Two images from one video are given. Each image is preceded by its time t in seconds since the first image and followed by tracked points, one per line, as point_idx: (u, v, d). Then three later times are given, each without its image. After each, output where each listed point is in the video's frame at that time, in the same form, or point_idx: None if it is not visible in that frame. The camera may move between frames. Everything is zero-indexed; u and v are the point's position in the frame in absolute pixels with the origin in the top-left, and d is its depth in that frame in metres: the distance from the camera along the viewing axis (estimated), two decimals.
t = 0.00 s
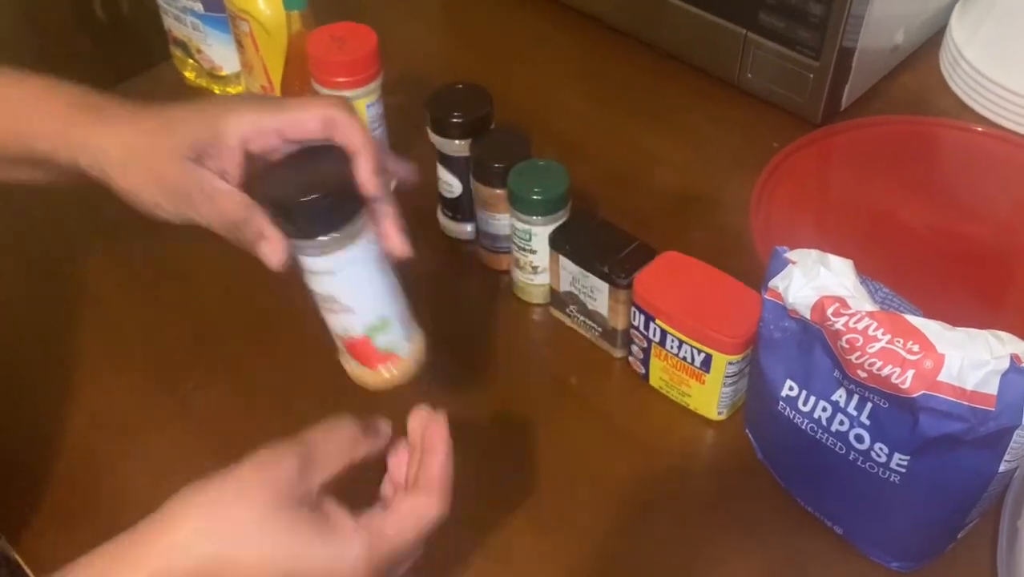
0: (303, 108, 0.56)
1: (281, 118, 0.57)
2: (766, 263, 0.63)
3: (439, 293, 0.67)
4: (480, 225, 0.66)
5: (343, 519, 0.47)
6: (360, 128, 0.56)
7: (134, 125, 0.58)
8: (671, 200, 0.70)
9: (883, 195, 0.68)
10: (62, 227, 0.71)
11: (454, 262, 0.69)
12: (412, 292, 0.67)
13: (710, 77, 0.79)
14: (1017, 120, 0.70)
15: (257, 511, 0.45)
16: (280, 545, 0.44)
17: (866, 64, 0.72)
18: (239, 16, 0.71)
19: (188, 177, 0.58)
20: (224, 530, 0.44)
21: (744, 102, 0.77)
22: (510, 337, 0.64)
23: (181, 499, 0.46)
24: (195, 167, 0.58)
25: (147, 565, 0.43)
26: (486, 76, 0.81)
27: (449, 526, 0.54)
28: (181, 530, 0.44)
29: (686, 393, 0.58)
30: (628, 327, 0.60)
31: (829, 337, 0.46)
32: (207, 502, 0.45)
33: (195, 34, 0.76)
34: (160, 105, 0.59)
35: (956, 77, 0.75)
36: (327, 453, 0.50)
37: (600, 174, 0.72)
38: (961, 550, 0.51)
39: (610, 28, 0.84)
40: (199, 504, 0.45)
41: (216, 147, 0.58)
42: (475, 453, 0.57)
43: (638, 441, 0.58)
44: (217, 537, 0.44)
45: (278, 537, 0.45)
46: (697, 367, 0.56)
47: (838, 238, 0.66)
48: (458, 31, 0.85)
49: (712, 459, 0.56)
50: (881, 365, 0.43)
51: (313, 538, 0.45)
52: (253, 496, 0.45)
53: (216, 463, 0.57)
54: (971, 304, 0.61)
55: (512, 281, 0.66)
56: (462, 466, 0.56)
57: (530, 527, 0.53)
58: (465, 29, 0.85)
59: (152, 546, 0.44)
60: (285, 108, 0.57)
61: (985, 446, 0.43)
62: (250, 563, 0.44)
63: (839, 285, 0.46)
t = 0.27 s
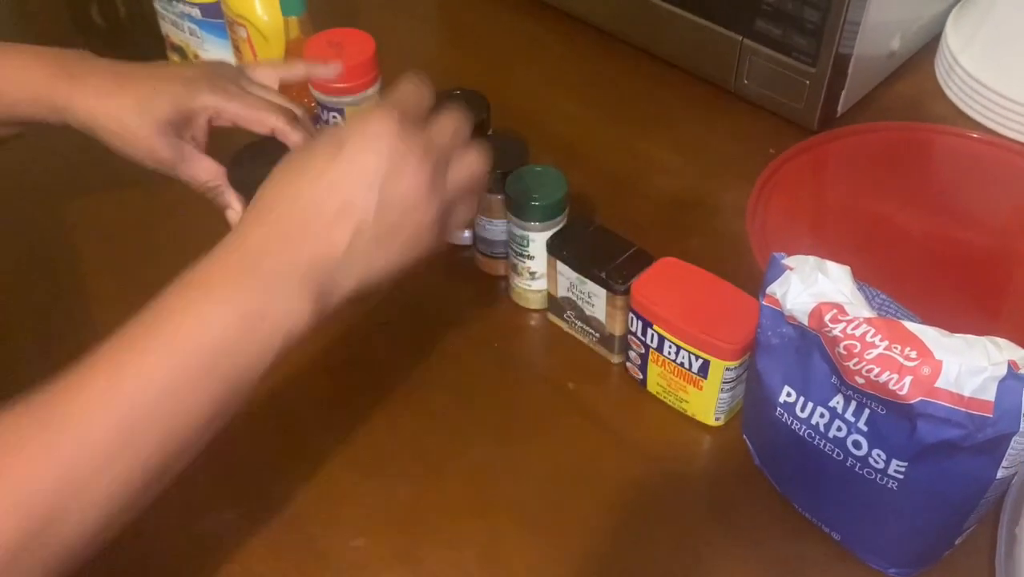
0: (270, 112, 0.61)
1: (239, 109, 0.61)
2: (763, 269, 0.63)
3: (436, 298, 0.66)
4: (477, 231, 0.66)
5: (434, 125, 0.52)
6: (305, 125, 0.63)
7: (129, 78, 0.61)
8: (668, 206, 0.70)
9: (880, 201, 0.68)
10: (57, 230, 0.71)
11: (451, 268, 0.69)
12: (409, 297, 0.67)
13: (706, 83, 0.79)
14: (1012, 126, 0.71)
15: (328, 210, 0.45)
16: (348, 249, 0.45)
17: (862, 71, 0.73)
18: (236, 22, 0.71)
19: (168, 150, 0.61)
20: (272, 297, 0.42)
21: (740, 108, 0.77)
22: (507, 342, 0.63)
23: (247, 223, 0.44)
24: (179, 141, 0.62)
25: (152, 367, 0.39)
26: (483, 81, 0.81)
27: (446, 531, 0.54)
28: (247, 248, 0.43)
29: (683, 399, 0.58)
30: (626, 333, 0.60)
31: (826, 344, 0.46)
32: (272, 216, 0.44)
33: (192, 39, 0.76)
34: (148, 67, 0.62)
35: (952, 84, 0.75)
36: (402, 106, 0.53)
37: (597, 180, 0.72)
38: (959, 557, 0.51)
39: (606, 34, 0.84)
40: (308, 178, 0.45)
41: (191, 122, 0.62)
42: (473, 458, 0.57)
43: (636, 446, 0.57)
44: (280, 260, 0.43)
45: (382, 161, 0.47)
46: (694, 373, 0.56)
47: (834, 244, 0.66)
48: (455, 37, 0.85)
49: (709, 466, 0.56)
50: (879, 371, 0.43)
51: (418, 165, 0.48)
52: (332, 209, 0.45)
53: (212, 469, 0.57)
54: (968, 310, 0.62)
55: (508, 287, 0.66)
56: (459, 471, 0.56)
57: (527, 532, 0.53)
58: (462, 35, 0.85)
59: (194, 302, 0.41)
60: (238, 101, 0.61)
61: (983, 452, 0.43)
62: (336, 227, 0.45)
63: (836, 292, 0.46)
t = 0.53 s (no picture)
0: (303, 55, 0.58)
1: (272, 59, 0.58)
2: (760, 275, 0.63)
3: (434, 303, 0.66)
4: (473, 237, 0.66)
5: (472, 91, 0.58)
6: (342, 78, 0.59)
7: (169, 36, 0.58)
8: (665, 211, 0.70)
9: (876, 207, 0.68)
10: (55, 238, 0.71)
11: (449, 274, 0.69)
12: (407, 302, 0.67)
13: (702, 89, 0.79)
14: (1007, 132, 0.71)
15: (340, 138, 0.47)
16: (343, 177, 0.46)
17: (857, 78, 0.73)
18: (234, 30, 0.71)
19: (202, 103, 0.57)
20: (253, 213, 0.42)
21: (737, 114, 0.77)
22: (504, 348, 0.63)
23: (271, 144, 0.45)
24: (214, 95, 0.57)
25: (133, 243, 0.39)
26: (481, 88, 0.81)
27: (443, 537, 0.53)
28: (246, 162, 0.44)
29: (680, 405, 0.58)
30: (622, 339, 0.60)
31: (823, 350, 0.46)
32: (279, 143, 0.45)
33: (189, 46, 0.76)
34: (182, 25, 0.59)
35: (947, 89, 0.75)
36: (462, 78, 0.59)
37: (594, 186, 0.72)
38: (956, 563, 0.51)
39: (602, 40, 0.85)
40: (345, 115, 0.48)
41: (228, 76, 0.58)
42: (470, 463, 0.57)
43: (632, 452, 0.57)
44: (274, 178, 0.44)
45: (440, 105, 0.55)
46: (691, 379, 0.56)
47: (831, 249, 0.66)
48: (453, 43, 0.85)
49: (706, 471, 0.56)
50: (876, 378, 0.43)
51: (461, 120, 0.55)
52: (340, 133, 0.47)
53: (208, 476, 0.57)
54: (964, 315, 0.62)
55: (505, 293, 0.66)
56: (456, 476, 0.56)
57: (524, 538, 0.53)
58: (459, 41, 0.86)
59: (191, 193, 0.41)
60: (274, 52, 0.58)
61: (980, 458, 0.43)
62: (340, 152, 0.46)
63: (833, 298, 0.46)
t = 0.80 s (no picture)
0: (369, 56, 0.66)
1: (342, 65, 0.65)
2: (757, 281, 0.63)
3: (431, 309, 0.66)
4: (470, 243, 0.66)
5: (474, 87, 0.57)
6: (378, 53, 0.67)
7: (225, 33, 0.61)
8: (663, 217, 0.70)
9: (873, 213, 0.68)
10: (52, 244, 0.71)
11: (446, 280, 0.68)
12: (404, 308, 0.66)
13: (699, 95, 0.79)
14: (1004, 138, 0.71)
15: (335, 156, 0.46)
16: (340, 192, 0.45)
17: (854, 84, 0.73)
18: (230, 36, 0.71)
19: (273, 100, 0.64)
20: (250, 229, 0.42)
21: (734, 119, 0.77)
22: (502, 354, 0.63)
23: (272, 160, 0.45)
24: (285, 91, 0.64)
25: (140, 259, 0.39)
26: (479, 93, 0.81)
27: (440, 544, 0.53)
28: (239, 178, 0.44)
29: (677, 412, 0.58)
30: (620, 345, 0.60)
31: (821, 357, 0.46)
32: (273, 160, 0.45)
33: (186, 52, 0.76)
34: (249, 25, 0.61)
35: (944, 95, 0.75)
36: (463, 73, 0.58)
37: (592, 192, 0.72)
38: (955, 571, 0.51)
39: (599, 46, 0.85)
40: (342, 128, 0.48)
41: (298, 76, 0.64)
42: (467, 469, 0.57)
43: (629, 459, 0.57)
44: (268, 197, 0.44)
45: (437, 109, 0.54)
46: (688, 386, 0.56)
47: (828, 255, 0.66)
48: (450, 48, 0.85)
49: (704, 478, 0.56)
50: (874, 385, 0.43)
51: (461, 121, 0.54)
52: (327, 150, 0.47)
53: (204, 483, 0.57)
54: (962, 321, 0.61)
55: (502, 299, 0.66)
56: (453, 483, 0.56)
57: (521, 546, 0.53)
58: (457, 47, 0.86)
59: (191, 212, 0.41)
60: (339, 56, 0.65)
61: (979, 466, 0.43)
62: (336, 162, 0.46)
63: (831, 305, 0.46)
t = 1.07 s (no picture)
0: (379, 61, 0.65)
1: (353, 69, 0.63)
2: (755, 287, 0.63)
3: (429, 315, 0.66)
4: (468, 248, 0.66)
5: (458, 91, 0.56)
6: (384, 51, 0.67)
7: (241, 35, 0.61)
8: (660, 223, 0.70)
9: (870, 218, 0.68)
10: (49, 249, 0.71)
11: (443, 285, 0.68)
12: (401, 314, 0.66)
13: (697, 101, 0.80)
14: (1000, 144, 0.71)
15: (309, 191, 0.46)
16: (317, 228, 0.45)
17: (851, 90, 0.73)
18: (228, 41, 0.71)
19: (284, 108, 0.62)
20: (220, 291, 0.42)
21: (731, 125, 0.78)
22: (499, 360, 0.63)
23: (242, 207, 0.44)
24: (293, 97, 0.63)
25: (106, 334, 0.40)
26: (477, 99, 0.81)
27: (436, 550, 0.53)
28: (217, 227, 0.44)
29: (675, 417, 0.58)
30: (617, 351, 0.60)
31: (818, 363, 0.46)
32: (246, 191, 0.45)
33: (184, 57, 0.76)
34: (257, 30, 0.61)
35: (941, 101, 0.75)
36: (449, 76, 0.57)
37: (589, 198, 0.72)
38: None
39: (597, 51, 0.85)
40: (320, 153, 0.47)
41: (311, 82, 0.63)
42: (464, 475, 0.57)
43: (627, 465, 0.57)
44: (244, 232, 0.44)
45: (421, 118, 0.53)
46: (685, 391, 0.56)
47: (825, 260, 0.66)
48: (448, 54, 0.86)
49: (701, 483, 0.56)
50: (871, 391, 0.43)
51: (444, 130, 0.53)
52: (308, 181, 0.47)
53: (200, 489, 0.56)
54: (959, 326, 0.61)
55: (500, 304, 0.66)
56: (450, 489, 0.56)
57: (518, 551, 0.53)
58: (454, 53, 0.86)
59: (158, 275, 0.41)
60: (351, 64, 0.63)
61: (975, 473, 0.43)
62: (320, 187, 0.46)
63: (829, 311, 0.46)
